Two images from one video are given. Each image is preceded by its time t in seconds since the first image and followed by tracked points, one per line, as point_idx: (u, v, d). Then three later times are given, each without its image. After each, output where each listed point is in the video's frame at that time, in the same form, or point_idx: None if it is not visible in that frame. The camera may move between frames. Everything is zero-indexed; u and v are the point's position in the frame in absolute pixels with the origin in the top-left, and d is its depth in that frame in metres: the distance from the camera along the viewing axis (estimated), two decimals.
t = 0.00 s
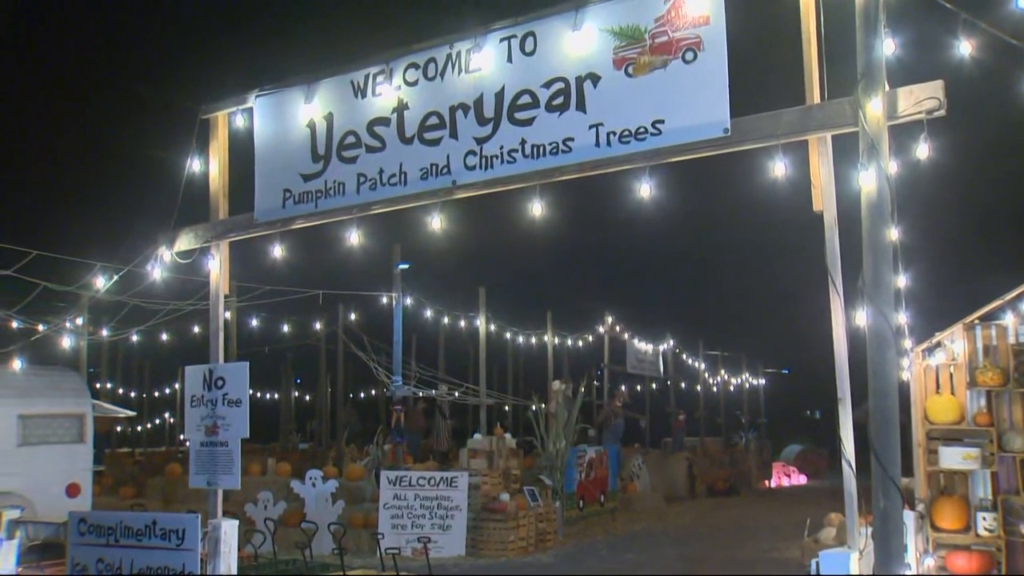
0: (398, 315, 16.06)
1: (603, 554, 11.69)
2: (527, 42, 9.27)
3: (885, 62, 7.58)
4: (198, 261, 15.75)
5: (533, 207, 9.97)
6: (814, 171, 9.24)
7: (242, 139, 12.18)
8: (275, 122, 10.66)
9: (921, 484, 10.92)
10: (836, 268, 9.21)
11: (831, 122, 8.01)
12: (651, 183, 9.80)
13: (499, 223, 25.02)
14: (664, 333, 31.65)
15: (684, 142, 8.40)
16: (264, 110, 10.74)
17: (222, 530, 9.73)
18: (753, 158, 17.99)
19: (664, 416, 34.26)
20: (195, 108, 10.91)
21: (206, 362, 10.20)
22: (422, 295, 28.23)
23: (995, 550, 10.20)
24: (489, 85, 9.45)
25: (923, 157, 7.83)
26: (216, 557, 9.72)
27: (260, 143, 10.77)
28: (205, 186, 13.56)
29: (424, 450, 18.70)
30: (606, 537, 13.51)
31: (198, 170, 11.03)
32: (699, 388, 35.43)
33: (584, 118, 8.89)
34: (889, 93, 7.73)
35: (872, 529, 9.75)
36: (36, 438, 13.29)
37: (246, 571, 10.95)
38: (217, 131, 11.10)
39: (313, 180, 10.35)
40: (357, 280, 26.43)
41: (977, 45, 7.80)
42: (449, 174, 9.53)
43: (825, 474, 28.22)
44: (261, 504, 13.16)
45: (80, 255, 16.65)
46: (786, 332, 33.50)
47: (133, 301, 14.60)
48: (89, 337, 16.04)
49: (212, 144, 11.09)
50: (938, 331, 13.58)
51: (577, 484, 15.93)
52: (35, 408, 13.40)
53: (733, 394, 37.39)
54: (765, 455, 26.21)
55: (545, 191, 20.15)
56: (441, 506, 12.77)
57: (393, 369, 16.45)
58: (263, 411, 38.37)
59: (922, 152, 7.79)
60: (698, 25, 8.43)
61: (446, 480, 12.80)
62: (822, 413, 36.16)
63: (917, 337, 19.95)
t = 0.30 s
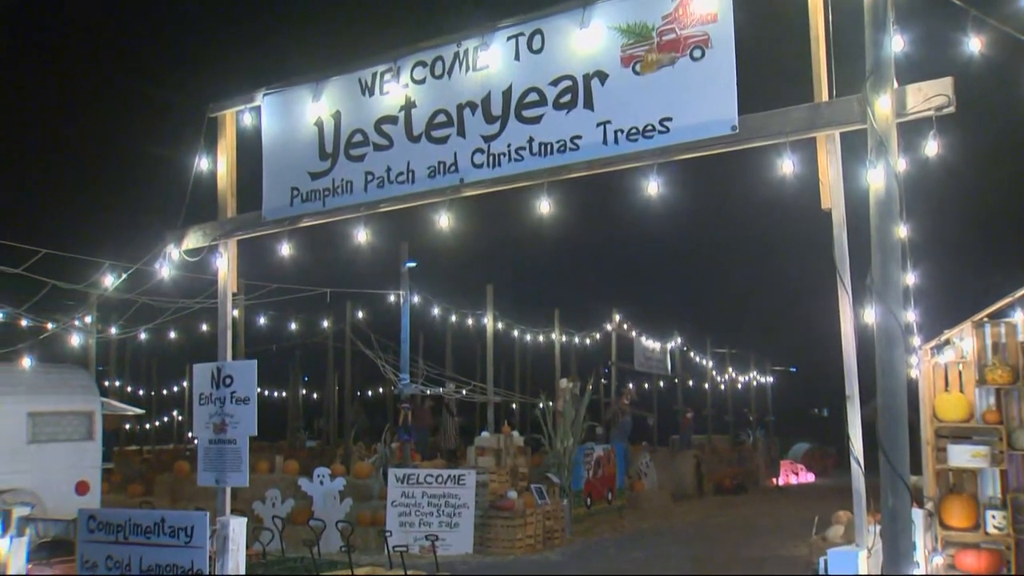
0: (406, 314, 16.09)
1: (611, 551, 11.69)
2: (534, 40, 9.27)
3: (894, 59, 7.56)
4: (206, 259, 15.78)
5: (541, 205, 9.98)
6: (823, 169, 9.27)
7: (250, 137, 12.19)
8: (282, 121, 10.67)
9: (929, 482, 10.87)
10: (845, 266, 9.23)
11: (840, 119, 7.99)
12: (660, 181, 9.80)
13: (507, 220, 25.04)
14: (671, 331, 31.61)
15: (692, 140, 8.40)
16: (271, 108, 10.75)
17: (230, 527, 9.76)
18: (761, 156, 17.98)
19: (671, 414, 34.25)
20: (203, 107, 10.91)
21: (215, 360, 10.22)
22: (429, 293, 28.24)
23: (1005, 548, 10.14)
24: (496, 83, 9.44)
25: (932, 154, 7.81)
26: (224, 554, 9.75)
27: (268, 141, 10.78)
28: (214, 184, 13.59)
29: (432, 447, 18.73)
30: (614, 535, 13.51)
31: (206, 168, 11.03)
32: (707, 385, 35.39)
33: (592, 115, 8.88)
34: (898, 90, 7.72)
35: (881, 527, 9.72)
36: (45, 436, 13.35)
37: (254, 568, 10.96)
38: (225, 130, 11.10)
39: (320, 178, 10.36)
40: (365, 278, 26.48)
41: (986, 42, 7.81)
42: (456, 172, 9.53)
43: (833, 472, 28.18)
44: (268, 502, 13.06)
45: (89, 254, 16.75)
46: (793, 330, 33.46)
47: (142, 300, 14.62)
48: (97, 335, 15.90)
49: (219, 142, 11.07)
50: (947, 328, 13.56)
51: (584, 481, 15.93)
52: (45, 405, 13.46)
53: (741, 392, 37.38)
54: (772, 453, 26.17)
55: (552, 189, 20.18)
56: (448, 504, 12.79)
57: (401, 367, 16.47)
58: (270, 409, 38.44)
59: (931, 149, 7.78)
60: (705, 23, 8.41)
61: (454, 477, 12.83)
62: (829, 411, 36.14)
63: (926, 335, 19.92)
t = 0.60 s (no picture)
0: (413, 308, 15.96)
1: (617, 546, 11.70)
2: (541, 34, 9.25)
3: (902, 52, 7.54)
4: (213, 254, 15.80)
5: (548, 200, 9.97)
6: (829, 164, 9.26)
7: (256, 133, 12.19)
8: (289, 116, 10.67)
9: (936, 476, 10.92)
10: (852, 261, 9.25)
11: (848, 113, 7.97)
12: (667, 175, 9.79)
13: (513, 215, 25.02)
14: (677, 325, 31.58)
15: (699, 134, 8.39)
16: (278, 103, 10.75)
17: (238, 522, 9.81)
18: (768, 150, 17.94)
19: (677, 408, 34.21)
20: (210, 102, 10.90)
21: (222, 355, 10.25)
22: (435, 287, 28.23)
23: (1012, 543, 10.15)
24: (503, 77, 9.43)
25: (940, 148, 7.79)
26: (232, 548, 9.78)
27: (275, 136, 10.78)
28: (220, 180, 13.61)
29: (439, 442, 18.74)
30: (621, 530, 13.52)
31: (213, 163, 11.03)
32: (713, 380, 35.36)
33: (599, 110, 8.87)
34: (906, 84, 7.70)
35: (888, 522, 9.71)
36: (54, 431, 13.39)
37: (262, 562, 10.99)
38: (232, 124, 11.09)
39: (327, 173, 10.36)
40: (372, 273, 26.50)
41: (995, 35, 7.78)
42: (463, 167, 9.53)
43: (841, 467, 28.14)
44: (276, 497, 13.34)
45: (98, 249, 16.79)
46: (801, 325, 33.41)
47: (150, 295, 14.61)
48: (105, 328, 15.65)
49: (226, 138, 11.05)
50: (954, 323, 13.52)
51: (591, 476, 15.98)
52: (53, 400, 13.48)
53: (748, 387, 37.35)
54: (779, 448, 26.13)
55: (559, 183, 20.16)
56: (455, 498, 12.80)
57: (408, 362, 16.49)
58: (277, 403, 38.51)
59: (939, 144, 7.75)
60: (712, 17, 8.40)
61: (460, 472, 12.81)
62: (836, 406, 36.08)
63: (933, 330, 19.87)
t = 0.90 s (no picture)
0: (420, 304, 15.98)
1: (624, 541, 11.69)
2: (548, 29, 9.24)
3: (910, 45, 7.51)
4: (220, 250, 15.82)
5: (555, 194, 9.98)
6: (838, 158, 9.36)
7: (263, 128, 12.17)
8: (296, 110, 10.66)
9: (944, 472, 10.84)
10: (858, 256, 9.31)
11: (856, 106, 7.95)
12: (674, 170, 9.77)
13: (520, 209, 24.99)
14: (684, 320, 31.55)
15: (706, 128, 8.38)
16: (285, 98, 10.73)
17: (245, 516, 9.82)
18: (775, 144, 17.89)
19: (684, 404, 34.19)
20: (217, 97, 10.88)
21: (229, 350, 10.26)
22: (442, 282, 28.22)
23: (1020, 538, 10.11)
24: (510, 71, 9.42)
25: (948, 142, 7.76)
26: (239, 543, 9.80)
27: (281, 131, 10.77)
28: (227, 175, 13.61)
29: (446, 437, 18.76)
30: (627, 525, 13.52)
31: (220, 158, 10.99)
32: (720, 375, 35.31)
33: (605, 104, 8.86)
34: (914, 77, 7.67)
35: (895, 517, 9.70)
36: (63, 426, 13.43)
37: (269, 556, 11.00)
38: (239, 119, 11.06)
39: (334, 168, 10.36)
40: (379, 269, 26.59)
41: (1004, 28, 7.73)
42: (470, 161, 9.53)
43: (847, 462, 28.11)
44: (283, 491, 13.33)
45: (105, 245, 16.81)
46: (807, 319, 33.38)
47: (157, 290, 14.61)
48: (113, 325, 15.71)
49: (233, 133, 11.02)
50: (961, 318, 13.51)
51: (598, 471, 16.07)
52: (64, 395, 13.53)
53: (754, 382, 37.34)
54: (787, 443, 26.11)
55: (566, 177, 20.13)
56: (462, 493, 12.81)
57: (414, 356, 16.51)
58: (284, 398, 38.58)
59: (948, 137, 7.73)
60: (719, 11, 8.38)
61: (467, 467, 12.82)
62: (844, 401, 36.01)
63: (941, 324, 19.83)
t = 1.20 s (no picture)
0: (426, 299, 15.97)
1: (631, 536, 11.70)
2: (554, 24, 9.22)
3: (918, 39, 7.48)
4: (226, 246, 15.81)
5: (561, 188, 10.02)
6: (844, 152, 9.46)
7: (269, 123, 12.15)
8: (302, 106, 10.64)
9: (952, 467, 10.81)
10: (865, 251, 9.36)
11: (864, 101, 7.93)
12: (680, 164, 9.76)
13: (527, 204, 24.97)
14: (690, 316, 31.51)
15: (714, 123, 8.36)
16: (291, 93, 10.71)
17: (252, 511, 9.85)
18: (782, 139, 17.84)
19: (690, 400, 34.16)
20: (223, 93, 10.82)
21: (236, 345, 10.28)
22: (448, 278, 28.22)
23: None
24: (516, 66, 9.41)
25: (956, 137, 7.74)
26: (246, 537, 9.82)
27: (288, 127, 10.76)
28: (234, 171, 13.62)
29: (452, 433, 18.77)
30: (633, 520, 13.54)
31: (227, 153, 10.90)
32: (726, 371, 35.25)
33: (612, 99, 8.85)
34: (922, 72, 7.64)
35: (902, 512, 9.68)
36: (70, 421, 13.46)
37: (276, 551, 11.00)
38: (245, 115, 11.00)
39: (340, 163, 10.36)
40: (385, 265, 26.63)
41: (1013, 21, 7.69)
42: (476, 157, 9.53)
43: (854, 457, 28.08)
44: (290, 487, 13.27)
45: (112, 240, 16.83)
46: (813, 314, 33.33)
47: (164, 285, 14.61)
48: (119, 321, 15.72)
49: (239, 129, 10.97)
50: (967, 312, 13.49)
51: (604, 466, 16.10)
52: (71, 390, 13.56)
53: (761, 377, 37.32)
54: (793, 439, 26.07)
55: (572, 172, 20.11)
56: (468, 488, 12.86)
57: (420, 352, 16.52)
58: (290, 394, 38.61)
59: (955, 132, 7.70)
60: (726, 5, 8.36)
61: (473, 462, 12.81)
62: (850, 396, 35.98)
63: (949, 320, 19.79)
